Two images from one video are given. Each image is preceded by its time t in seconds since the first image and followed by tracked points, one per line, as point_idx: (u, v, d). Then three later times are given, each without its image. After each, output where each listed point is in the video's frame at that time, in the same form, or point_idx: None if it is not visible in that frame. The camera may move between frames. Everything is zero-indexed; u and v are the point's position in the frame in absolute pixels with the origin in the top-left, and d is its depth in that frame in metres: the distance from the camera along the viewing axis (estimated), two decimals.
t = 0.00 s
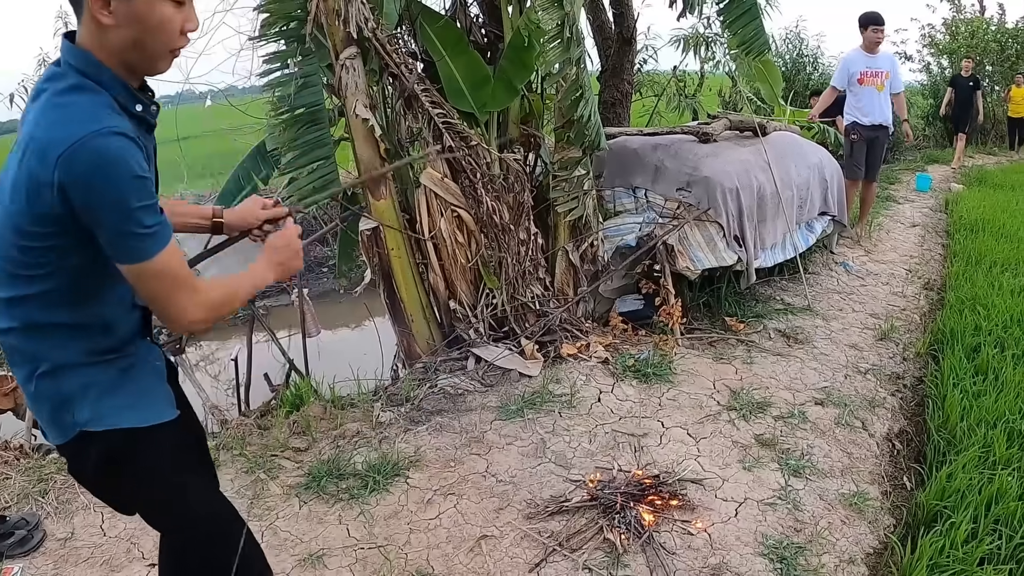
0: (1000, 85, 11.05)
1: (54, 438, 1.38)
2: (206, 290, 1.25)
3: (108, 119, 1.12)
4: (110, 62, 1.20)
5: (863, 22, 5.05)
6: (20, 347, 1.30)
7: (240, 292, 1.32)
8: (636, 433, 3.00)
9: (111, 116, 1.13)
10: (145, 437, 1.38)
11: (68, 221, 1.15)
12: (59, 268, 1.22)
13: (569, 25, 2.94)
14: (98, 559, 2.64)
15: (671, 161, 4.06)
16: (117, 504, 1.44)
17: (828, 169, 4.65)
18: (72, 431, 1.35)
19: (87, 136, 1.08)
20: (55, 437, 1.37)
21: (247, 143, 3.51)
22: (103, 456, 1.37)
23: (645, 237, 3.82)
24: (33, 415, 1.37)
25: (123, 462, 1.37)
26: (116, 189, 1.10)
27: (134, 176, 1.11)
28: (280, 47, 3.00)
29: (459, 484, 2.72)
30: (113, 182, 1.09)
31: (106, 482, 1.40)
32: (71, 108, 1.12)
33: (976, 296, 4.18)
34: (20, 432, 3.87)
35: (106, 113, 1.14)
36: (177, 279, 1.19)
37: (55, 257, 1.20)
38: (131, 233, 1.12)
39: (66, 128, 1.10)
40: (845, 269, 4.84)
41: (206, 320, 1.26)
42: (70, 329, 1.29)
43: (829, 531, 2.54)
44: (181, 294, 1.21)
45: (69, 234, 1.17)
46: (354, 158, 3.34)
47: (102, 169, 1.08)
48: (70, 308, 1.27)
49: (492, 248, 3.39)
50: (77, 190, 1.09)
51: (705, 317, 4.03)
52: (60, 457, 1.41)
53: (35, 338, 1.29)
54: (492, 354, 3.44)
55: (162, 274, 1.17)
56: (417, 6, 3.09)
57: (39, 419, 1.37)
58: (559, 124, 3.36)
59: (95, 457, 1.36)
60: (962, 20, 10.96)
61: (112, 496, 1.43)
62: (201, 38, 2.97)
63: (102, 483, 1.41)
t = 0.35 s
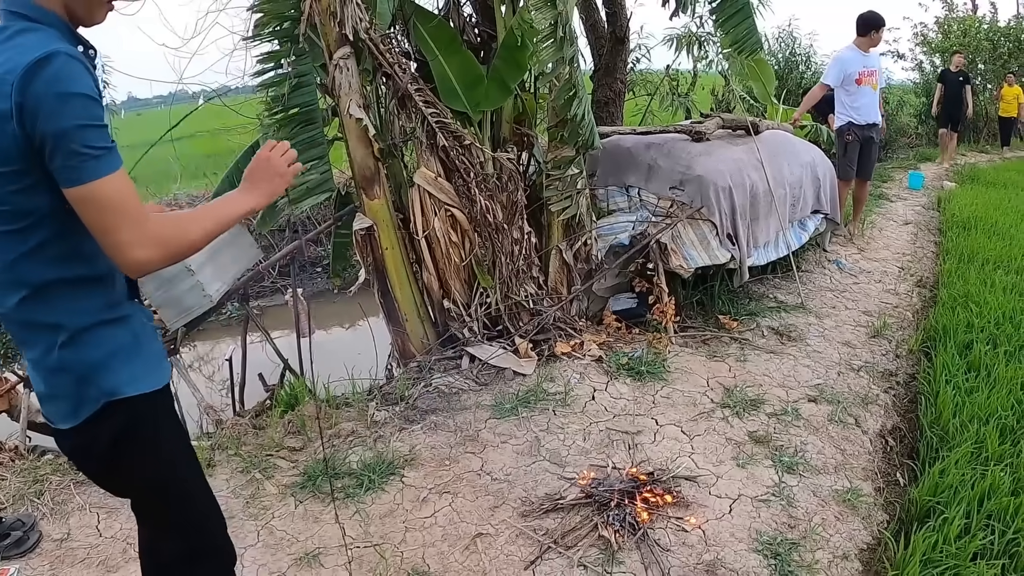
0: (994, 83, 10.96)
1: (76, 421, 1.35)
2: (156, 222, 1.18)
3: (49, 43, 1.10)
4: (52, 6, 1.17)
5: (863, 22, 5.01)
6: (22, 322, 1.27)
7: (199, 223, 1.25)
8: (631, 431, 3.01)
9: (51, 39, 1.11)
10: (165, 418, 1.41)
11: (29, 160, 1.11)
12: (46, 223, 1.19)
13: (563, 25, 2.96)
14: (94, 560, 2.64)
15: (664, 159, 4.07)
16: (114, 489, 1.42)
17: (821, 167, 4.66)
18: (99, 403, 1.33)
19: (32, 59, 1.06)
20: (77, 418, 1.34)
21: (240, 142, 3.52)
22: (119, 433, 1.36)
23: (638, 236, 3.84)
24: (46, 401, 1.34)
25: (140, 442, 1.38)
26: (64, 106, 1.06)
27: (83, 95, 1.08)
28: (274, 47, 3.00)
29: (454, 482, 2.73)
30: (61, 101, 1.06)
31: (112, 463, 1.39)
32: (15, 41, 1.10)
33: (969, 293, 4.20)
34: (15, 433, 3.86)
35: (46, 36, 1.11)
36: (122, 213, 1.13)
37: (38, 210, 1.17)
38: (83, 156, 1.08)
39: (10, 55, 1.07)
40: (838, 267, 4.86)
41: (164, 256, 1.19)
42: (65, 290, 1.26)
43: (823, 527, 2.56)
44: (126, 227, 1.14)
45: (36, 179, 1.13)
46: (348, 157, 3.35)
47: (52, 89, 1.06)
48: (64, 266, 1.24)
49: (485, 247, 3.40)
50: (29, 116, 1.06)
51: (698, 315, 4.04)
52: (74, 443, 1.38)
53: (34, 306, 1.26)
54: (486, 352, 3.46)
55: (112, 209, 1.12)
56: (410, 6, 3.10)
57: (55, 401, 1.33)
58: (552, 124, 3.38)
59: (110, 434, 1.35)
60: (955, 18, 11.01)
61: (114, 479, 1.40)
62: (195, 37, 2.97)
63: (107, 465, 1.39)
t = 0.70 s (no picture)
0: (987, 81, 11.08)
1: (118, 430, 1.28)
2: (110, 219, 1.01)
3: (43, 21, 1.01)
4: None
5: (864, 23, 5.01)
6: (61, 328, 1.20)
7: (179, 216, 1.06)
8: (626, 428, 3.02)
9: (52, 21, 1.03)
10: (209, 423, 1.39)
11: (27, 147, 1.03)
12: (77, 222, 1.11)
13: (557, 24, 2.97)
14: (91, 559, 2.64)
15: (659, 158, 4.08)
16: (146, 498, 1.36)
17: (815, 166, 4.68)
18: (147, 407, 1.28)
19: (22, 40, 0.98)
20: (120, 426, 1.28)
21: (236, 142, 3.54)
22: (167, 437, 1.33)
23: (633, 234, 3.84)
24: (84, 411, 1.27)
25: (187, 447, 1.35)
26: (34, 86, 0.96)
27: (59, 73, 0.97)
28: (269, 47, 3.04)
29: (450, 480, 2.74)
30: (35, 82, 0.96)
31: (153, 469, 1.34)
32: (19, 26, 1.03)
33: (963, 291, 4.21)
34: (12, 434, 3.87)
35: (46, 19, 1.03)
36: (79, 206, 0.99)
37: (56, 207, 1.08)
38: (48, 139, 0.97)
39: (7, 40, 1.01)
40: (833, 265, 4.88)
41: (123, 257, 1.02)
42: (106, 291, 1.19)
43: (817, 524, 2.57)
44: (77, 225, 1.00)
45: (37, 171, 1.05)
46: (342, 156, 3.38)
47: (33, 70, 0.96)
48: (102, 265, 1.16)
49: (481, 245, 3.43)
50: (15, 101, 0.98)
51: (693, 313, 4.06)
52: (112, 451, 1.31)
53: (76, 310, 1.19)
54: (482, 351, 3.46)
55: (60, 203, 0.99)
56: (405, 5, 3.09)
57: (94, 410, 1.26)
58: (547, 123, 3.40)
59: (158, 439, 1.32)
60: (949, 17, 11.05)
61: (151, 486, 1.35)
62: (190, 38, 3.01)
63: (145, 471, 1.34)
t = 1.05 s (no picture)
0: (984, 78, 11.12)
1: (138, 446, 1.23)
2: (104, 270, 0.90)
3: (41, 37, 0.90)
4: None
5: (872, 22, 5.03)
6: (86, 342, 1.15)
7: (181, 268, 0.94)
8: (621, 425, 3.04)
9: (46, 33, 0.91)
10: (237, 437, 1.35)
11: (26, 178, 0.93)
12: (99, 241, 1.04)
13: (553, 23, 2.98)
14: (90, 557, 2.66)
15: (655, 156, 4.08)
16: (165, 513, 1.30)
17: (812, 164, 4.69)
18: (170, 425, 1.24)
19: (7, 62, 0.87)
20: (142, 443, 1.23)
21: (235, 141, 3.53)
22: (195, 452, 1.28)
23: (629, 233, 3.85)
24: (106, 425, 1.22)
25: (215, 462, 1.30)
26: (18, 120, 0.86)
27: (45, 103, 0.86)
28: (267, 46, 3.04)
29: (447, 477, 2.75)
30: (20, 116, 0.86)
31: (176, 484, 1.29)
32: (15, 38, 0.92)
33: (959, 288, 4.23)
34: (11, 433, 3.89)
35: (41, 29, 0.92)
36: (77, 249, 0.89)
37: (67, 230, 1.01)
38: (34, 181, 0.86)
39: None
40: (830, 262, 4.89)
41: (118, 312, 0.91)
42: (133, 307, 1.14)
43: (812, 519, 2.59)
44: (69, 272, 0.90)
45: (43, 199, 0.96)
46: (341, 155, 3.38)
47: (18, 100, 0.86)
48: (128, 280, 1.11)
49: (477, 243, 3.43)
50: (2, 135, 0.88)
51: (689, 311, 4.07)
52: (133, 466, 1.26)
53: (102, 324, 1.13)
54: (478, 349, 3.47)
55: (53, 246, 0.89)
56: (402, 4, 3.09)
57: (117, 426, 1.22)
58: (544, 121, 3.40)
59: (185, 453, 1.27)
60: (946, 15, 11.10)
61: (172, 501, 1.30)
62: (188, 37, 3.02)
63: (167, 486, 1.28)
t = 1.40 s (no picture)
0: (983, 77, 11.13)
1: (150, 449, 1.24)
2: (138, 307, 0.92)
3: (49, 50, 0.87)
4: None
5: (889, 22, 5.11)
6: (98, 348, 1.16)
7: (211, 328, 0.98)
8: (622, 423, 3.04)
9: (53, 37, 0.90)
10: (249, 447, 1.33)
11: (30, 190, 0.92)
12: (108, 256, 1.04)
13: (553, 21, 2.98)
14: (91, 556, 2.66)
15: (656, 155, 4.08)
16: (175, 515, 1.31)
17: (811, 162, 4.69)
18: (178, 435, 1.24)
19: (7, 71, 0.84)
20: (152, 448, 1.24)
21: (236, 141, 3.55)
22: (204, 459, 1.27)
23: (629, 231, 3.87)
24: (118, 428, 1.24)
25: (224, 470, 1.29)
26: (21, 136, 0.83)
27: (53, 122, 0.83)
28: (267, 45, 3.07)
29: (447, 476, 2.75)
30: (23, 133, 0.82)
31: (184, 489, 1.28)
32: (19, 40, 0.90)
33: (959, 286, 4.22)
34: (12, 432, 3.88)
35: (47, 34, 0.90)
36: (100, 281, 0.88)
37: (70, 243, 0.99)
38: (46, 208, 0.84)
39: None
40: (829, 261, 4.89)
41: (139, 347, 0.93)
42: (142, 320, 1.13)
43: (813, 517, 2.59)
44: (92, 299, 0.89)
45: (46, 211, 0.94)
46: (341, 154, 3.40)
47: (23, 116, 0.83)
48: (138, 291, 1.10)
49: (478, 242, 3.44)
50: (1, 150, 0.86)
51: (690, 309, 4.07)
52: (144, 466, 1.27)
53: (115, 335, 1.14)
54: (479, 347, 3.46)
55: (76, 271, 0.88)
56: (402, 2, 3.08)
57: (127, 430, 1.23)
58: (544, 120, 3.40)
59: (190, 461, 1.26)
60: (946, 14, 11.12)
61: (181, 502, 1.29)
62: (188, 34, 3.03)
63: (175, 489, 1.28)
